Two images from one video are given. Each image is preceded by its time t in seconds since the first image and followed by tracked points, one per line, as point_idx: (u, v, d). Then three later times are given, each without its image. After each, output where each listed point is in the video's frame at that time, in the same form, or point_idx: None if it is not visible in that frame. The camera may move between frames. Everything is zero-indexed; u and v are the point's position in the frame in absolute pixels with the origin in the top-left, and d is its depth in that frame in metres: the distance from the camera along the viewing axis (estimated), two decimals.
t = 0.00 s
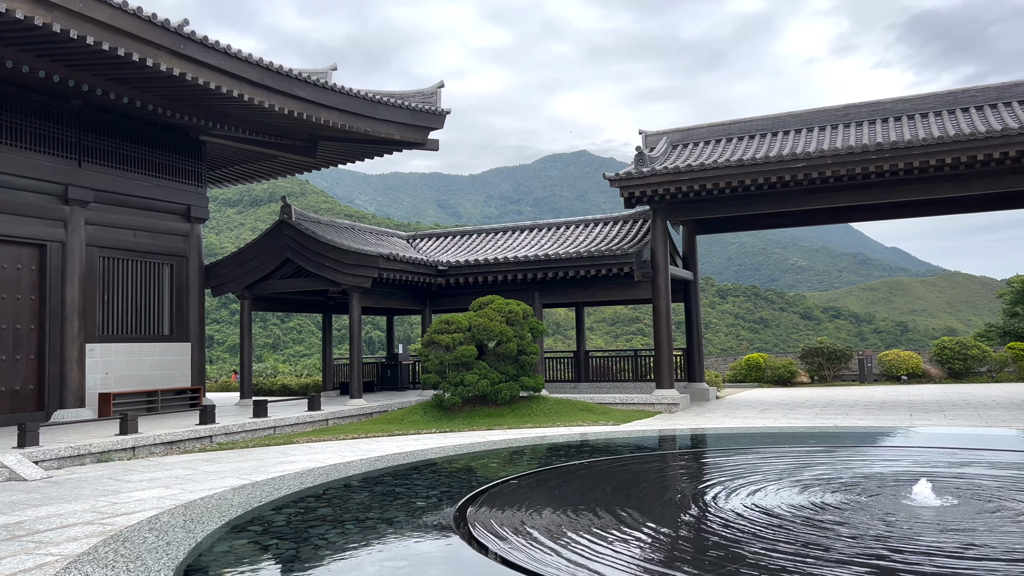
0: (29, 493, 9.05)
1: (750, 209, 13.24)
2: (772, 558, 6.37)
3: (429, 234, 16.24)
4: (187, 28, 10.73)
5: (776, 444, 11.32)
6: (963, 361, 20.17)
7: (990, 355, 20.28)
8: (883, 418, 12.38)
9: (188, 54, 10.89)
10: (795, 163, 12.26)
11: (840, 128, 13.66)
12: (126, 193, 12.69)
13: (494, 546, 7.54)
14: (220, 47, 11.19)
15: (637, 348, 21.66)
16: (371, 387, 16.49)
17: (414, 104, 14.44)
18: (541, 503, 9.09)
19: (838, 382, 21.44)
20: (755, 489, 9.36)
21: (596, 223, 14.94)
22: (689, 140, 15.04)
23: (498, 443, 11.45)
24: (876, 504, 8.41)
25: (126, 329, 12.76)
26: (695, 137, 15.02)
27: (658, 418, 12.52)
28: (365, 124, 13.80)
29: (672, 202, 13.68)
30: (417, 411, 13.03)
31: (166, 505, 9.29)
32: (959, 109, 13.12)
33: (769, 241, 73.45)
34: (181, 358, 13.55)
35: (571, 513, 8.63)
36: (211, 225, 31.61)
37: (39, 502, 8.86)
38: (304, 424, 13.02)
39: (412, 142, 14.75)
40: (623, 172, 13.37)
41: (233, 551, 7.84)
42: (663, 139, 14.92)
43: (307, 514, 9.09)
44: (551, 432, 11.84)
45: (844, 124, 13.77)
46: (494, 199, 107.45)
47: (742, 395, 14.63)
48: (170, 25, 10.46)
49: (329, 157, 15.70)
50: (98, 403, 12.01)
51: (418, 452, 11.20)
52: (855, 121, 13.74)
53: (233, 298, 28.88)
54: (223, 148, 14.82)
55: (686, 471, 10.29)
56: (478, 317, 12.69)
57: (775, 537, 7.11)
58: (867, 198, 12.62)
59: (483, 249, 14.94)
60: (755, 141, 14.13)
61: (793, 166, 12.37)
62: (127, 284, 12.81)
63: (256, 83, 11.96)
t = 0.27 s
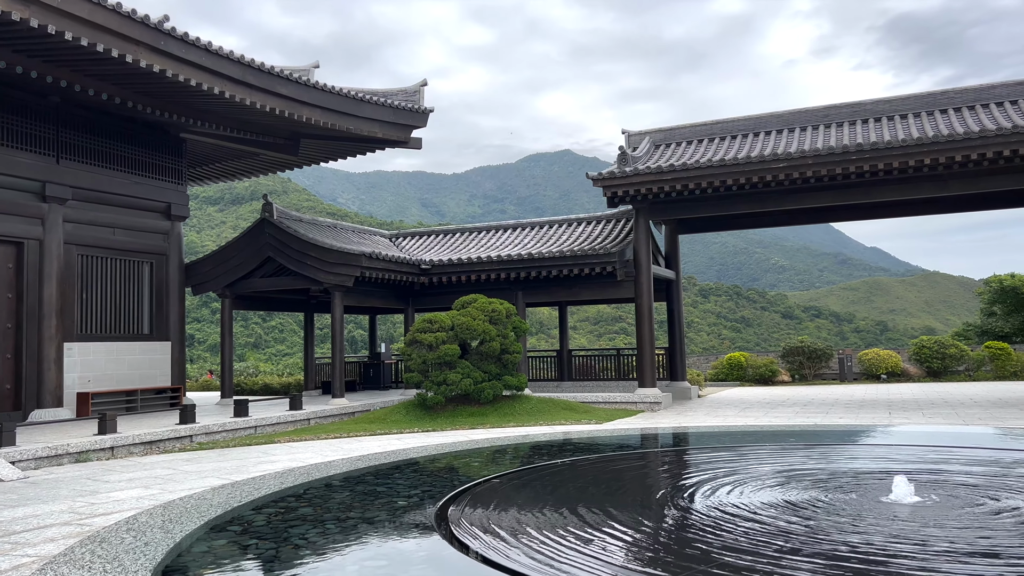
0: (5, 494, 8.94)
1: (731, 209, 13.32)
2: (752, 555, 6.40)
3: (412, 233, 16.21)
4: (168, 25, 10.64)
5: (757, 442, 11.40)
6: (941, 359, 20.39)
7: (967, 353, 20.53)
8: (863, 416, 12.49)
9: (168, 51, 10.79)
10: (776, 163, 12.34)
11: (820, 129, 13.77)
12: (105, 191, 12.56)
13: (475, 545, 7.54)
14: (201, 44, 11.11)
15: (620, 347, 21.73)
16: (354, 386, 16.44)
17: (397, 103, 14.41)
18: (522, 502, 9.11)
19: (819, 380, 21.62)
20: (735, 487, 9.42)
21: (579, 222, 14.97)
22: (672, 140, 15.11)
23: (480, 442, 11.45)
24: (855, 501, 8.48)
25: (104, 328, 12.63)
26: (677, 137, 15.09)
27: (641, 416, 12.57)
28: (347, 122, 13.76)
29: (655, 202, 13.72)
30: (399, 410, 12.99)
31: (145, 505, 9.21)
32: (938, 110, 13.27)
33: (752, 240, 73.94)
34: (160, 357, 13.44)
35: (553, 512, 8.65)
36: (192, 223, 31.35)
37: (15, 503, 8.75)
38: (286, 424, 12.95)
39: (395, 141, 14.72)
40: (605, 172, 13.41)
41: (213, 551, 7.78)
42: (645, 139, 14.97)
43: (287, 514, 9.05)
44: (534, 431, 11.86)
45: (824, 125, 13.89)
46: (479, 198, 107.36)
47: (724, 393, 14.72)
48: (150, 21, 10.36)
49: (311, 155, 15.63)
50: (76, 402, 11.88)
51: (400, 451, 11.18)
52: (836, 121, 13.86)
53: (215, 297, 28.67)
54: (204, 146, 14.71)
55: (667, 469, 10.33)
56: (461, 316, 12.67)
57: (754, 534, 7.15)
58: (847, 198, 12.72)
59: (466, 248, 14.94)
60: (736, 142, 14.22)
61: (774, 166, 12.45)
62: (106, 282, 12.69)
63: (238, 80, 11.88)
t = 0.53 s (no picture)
0: None
1: (713, 209, 13.38)
2: (732, 553, 6.43)
3: (394, 231, 16.17)
4: (147, 20, 10.53)
5: (737, 441, 11.46)
6: (920, 358, 20.59)
7: (945, 352, 20.77)
8: (842, 415, 12.61)
9: (148, 47, 10.68)
10: (757, 164, 12.41)
11: (801, 129, 13.86)
12: (83, 188, 12.43)
13: (455, 544, 7.54)
14: (181, 40, 11.01)
15: (602, 346, 21.81)
16: (335, 385, 16.38)
17: (380, 100, 14.36)
18: (503, 500, 9.11)
19: (799, 379, 21.80)
20: (714, 485, 9.47)
21: (562, 221, 15.00)
22: (654, 140, 15.15)
23: (462, 441, 11.44)
24: (833, 499, 8.55)
25: (82, 326, 12.50)
26: (659, 137, 15.13)
27: (622, 415, 12.61)
28: (329, 120, 13.69)
29: (637, 202, 13.76)
30: (381, 409, 12.96)
31: (122, 506, 9.12)
32: (917, 111, 13.40)
33: (736, 240, 74.36)
34: (139, 356, 13.31)
35: (533, 510, 8.65)
36: (173, 221, 31.09)
37: None
38: (267, 423, 12.89)
39: (378, 139, 14.67)
40: (588, 171, 13.43)
41: (191, 552, 7.72)
42: (628, 138, 15.01)
43: (266, 514, 8.99)
44: (516, 430, 11.86)
45: (805, 125, 13.98)
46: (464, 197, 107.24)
47: (706, 392, 14.80)
48: (129, 17, 10.25)
49: (292, 152, 15.54)
50: (53, 402, 11.74)
51: (381, 450, 11.15)
52: (816, 122, 13.96)
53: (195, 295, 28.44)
54: (184, 143, 14.59)
55: (647, 467, 10.36)
56: (443, 315, 12.64)
57: (732, 532, 7.19)
58: (827, 198, 12.81)
59: (449, 246, 14.92)
60: (718, 142, 14.29)
61: (755, 166, 12.52)
62: (85, 280, 12.55)
63: (218, 77, 11.79)
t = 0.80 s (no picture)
0: None
1: (695, 209, 13.45)
2: (711, 551, 6.46)
3: (377, 230, 16.13)
4: (126, 16, 10.42)
5: (717, 439, 11.52)
6: (899, 357, 20.80)
7: (923, 351, 20.98)
8: (822, 413, 12.70)
9: (127, 43, 10.57)
10: (739, 164, 12.49)
11: (782, 130, 13.96)
12: (61, 185, 12.29)
13: (435, 543, 7.53)
14: (161, 36, 10.91)
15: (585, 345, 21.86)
16: (317, 384, 16.32)
17: (362, 99, 14.32)
18: (483, 499, 9.11)
19: (779, 378, 21.96)
20: (694, 483, 9.51)
21: (544, 221, 15.02)
22: (637, 140, 15.20)
23: (443, 440, 11.42)
24: (811, 497, 8.62)
25: (60, 324, 12.36)
26: (642, 137, 15.18)
27: (604, 414, 12.65)
28: (311, 118, 13.63)
29: (620, 201, 13.80)
30: (363, 409, 12.92)
31: (100, 506, 9.03)
32: (896, 113, 13.53)
33: (720, 240, 74.78)
34: (118, 355, 13.18)
35: (514, 509, 8.66)
36: (152, 219, 30.79)
37: None
38: (248, 423, 12.82)
39: (360, 137, 14.62)
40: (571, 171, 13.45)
41: (168, 552, 7.65)
42: (611, 138, 15.05)
43: (246, 514, 8.94)
44: (498, 429, 11.85)
45: (786, 126, 14.09)
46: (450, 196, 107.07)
47: (688, 391, 14.87)
48: (108, 12, 10.14)
49: (274, 150, 15.45)
50: (29, 401, 11.59)
51: (362, 450, 11.11)
52: (797, 123, 14.07)
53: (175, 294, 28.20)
54: (164, 140, 14.46)
55: (628, 466, 10.39)
56: (426, 314, 12.62)
57: (710, 530, 7.23)
58: (807, 199, 12.92)
59: (432, 245, 14.91)
60: (700, 142, 14.36)
61: (736, 167, 12.59)
62: (62, 278, 12.40)
63: (199, 74, 11.70)
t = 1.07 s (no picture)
0: None
1: (677, 209, 13.50)
2: (691, 550, 6.48)
3: (359, 229, 16.07)
4: (105, 11, 10.30)
5: (698, 438, 11.58)
6: (878, 357, 21.00)
7: (901, 351, 21.19)
8: (802, 413, 12.80)
9: (106, 39, 10.45)
10: (721, 164, 12.55)
11: (764, 131, 14.04)
12: (38, 182, 12.14)
13: (416, 542, 7.51)
14: (141, 32, 10.80)
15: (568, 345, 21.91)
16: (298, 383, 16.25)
17: (344, 96, 14.26)
18: (465, 498, 9.11)
19: (760, 377, 22.11)
20: (675, 482, 9.55)
21: (527, 220, 15.03)
22: (620, 140, 15.24)
23: (424, 439, 11.40)
24: (790, 495, 8.68)
25: (37, 323, 12.20)
26: (625, 137, 15.22)
27: (586, 413, 12.68)
28: (293, 115, 13.56)
29: (603, 201, 13.84)
30: (344, 408, 12.87)
31: (77, 506, 8.93)
32: (876, 114, 13.66)
33: (704, 240, 75.17)
34: (96, 354, 13.04)
35: (495, 508, 8.65)
36: (132, 216, 30.48)
37: None
38: (228, 422, 12.73)
39: (342, 135, 14.57)
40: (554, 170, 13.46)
41: (145, 552, 7.58)
42: (594, 138, 15.08)
43: (225, 513, 8.88)
44: (481, 428, 11.84)
45: (767, 127, 14.18)
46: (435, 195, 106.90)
47: (670, 390, 14.94)
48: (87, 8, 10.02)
49: (255, 147, 15.35)
50: (6, 400, 11.44)
51: (344, 449, 11.07)
52: (778, 124, 14.17)
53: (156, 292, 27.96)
54: (143, 136, 14.32)
55: (610, 465, 10.41)
56: (408, 313, 12.59)
57: (690, 529, 7.28)
58: (788, 199, 13.01)
59: (414, 244, 14.88)
60: (683, 142, 14.43)
61: (718, 167, 12.66)
62: (40, 277, 12.26)
63: (179, 70, 11.60)
